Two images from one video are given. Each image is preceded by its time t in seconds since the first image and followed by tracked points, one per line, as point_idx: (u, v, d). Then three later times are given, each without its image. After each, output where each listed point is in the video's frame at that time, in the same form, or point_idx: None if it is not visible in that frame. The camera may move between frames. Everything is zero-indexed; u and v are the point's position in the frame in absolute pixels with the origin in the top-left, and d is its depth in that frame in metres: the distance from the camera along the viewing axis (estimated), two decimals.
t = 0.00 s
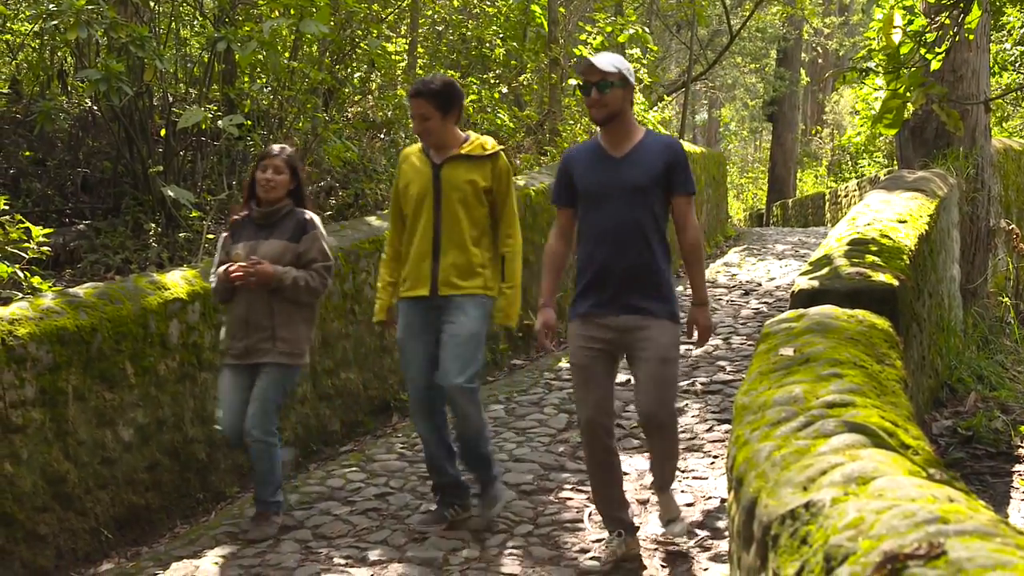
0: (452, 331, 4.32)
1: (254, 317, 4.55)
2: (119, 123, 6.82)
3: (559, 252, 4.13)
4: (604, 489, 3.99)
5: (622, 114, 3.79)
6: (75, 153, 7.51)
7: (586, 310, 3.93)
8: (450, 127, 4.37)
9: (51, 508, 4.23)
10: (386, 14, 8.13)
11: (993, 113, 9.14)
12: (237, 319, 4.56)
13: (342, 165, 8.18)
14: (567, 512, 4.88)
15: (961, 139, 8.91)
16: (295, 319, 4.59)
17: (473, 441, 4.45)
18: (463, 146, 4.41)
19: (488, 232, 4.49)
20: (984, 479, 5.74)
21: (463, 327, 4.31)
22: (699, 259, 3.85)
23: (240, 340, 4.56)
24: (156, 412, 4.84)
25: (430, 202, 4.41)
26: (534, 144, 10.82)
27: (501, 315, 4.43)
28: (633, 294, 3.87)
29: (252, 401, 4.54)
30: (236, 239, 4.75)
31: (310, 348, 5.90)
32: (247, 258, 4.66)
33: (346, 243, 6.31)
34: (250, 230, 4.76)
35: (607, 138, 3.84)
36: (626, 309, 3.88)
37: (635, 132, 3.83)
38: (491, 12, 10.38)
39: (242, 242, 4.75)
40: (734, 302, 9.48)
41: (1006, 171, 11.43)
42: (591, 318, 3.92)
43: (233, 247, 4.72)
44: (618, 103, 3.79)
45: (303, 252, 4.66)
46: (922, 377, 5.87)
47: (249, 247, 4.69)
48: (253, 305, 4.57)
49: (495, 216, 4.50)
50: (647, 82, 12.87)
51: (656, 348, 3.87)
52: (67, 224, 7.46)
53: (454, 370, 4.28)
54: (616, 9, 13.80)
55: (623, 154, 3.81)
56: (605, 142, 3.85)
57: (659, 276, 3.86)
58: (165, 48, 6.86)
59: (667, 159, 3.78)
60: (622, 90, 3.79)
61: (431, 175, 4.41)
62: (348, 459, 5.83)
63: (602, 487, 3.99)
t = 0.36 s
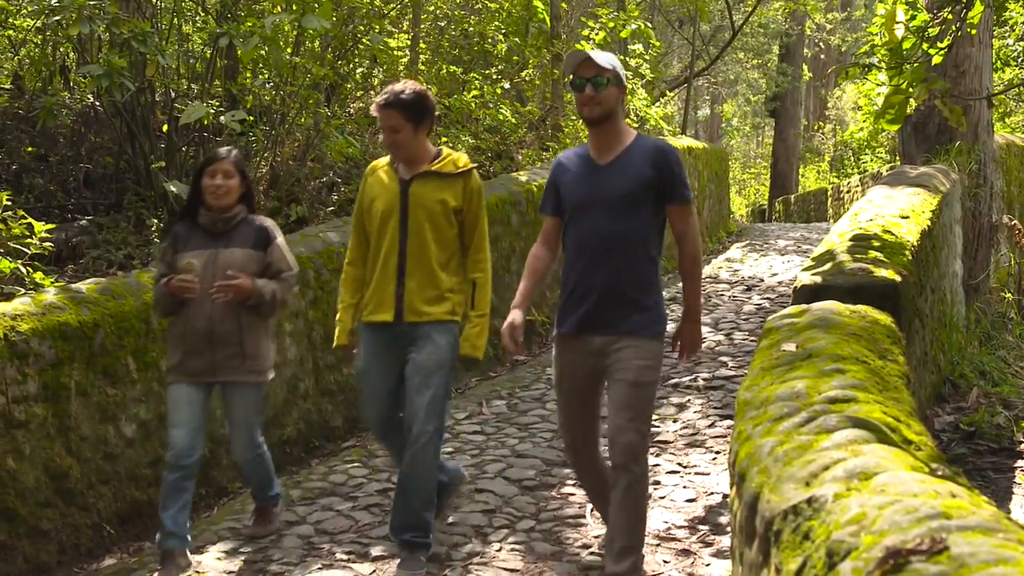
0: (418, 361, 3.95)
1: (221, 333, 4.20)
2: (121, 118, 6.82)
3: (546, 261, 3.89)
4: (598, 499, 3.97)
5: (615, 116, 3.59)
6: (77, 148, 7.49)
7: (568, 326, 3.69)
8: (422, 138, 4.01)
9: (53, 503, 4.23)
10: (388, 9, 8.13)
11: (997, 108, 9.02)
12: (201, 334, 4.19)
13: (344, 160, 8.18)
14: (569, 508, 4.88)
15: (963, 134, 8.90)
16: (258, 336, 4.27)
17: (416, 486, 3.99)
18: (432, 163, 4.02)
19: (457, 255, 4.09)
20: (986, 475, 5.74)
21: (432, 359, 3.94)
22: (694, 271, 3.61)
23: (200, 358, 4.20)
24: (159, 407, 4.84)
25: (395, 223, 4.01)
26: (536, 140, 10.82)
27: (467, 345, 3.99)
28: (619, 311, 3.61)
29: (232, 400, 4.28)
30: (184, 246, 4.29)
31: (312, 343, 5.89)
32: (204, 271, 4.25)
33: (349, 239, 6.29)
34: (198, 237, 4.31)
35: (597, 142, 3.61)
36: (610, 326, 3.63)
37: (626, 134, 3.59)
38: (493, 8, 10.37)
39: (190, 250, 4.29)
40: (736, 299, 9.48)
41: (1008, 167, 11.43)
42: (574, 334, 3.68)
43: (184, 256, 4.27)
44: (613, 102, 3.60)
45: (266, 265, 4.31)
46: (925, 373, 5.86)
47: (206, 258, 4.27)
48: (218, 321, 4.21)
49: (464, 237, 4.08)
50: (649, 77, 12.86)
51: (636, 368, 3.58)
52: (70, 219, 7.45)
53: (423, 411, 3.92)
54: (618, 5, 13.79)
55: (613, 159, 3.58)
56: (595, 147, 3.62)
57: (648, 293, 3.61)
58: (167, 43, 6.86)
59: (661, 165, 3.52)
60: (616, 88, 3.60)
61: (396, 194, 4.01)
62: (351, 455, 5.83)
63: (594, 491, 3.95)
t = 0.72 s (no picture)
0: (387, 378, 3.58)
1: (167, 343, 3.77)
2: (122, 115, 6.82)
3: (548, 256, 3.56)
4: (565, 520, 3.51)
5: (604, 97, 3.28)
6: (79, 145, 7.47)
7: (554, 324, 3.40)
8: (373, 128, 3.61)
9: (55, 499, 4.23)
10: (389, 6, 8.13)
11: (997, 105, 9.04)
12: (147, 344, 3.77)
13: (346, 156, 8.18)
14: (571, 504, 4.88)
15: (966, 131, 8.89)
16: (210, 347, 3.84)
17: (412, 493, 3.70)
18: (384, 153, 3.61)
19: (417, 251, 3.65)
20: (987, 471, 5.74)
21: (404, 374, 3.58)
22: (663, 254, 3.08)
23: (148, 369, 3.77)
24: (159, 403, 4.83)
25: (347, 220, 3.57)
26: (538, 136, 10.82)
27: (426, 342, 3.53)
28: (603, 305, 3.30)
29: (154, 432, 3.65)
30: (131, 252, 3.91)
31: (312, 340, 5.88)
32: (154, 277, 3.85)
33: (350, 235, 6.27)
34: (146, 242, 3.93)
35: (581, 125, 3.30)
36: (599, 323, 3.32)
37: (614, 118, 3.28)
38: (495, 4, 10.37)
39: (137, 257, 3.91)
40: (738, 295, 9.48)
41: (1011, 162, 11.43)
42: (559, 333, 3.39)
43: (130, 262, 3.89)
44: (599, 83, 3.28)
45: (220, 270, 3.91)
46: (927, 369, 5.86)
47: (154, 264, 3.87)
48: (165, 329, 3.79)
49: (424, 230, 3.64)
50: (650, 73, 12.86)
51: (626, 370, 3.33)
52: (71, 216, 7.45)
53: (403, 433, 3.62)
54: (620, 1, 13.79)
55: (595, 143, 3.27)
56: (580, 130, 3.31)
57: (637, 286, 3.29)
58: (168, 39, 6.85)
59: (645, 147, 3.19)
60: (603, 66, 3.29)
61: (346, 189, 3.58)
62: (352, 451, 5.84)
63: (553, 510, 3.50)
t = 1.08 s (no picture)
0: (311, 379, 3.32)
1: (117, 361, 3.37)
2: (123, 112, 6.82)
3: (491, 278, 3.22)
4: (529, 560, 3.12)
5: (564, 111, 2.98)
6: (79, 142, 7.46)
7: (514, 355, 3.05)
8: (309, 127, 3.40)
9: (56, 497, 4.23)
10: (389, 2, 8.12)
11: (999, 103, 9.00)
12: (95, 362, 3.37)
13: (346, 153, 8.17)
14: (573, 501, 4.88)
15: (967, 128, 8.89)
16: (166, 367, 3.42)
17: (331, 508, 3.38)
18: (323, 154, 3.41)
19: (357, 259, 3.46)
20: (988, 468, 5.75)
21: (332, 373, 3.31)
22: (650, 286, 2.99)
23: (95, 391, 3.36)
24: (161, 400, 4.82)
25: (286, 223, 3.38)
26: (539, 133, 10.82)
27: (371, 362, 3.36)
28: (573, 334, 2.99)
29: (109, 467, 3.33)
30: (83, 262, 3.49)
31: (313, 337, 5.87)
32: (105, 290, 3.43)
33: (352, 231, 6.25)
34: (99, 252, 3.49)
35: (538, 138, 2.96)
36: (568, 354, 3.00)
37: (575, 132, 2.97)
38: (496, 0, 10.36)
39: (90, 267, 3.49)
40: (739, 292, 9.48)
41: (1012, 159, 11.43)
42: (520, 366, 3.04)
43: (81, 273, 3.47)
44: (559, 93, 2.98)
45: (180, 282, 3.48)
46: (927, 366, 5.86)
47: (105, 275, 3.45)
48: (116, 346, 3.38)
49: (365, 236, 3.46)
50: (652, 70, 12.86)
51: (601, 398, 3.02)
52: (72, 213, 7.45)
53: (324, 424, 3.26)
54: None
55: (561, 157, 2.93)
56: (535, 143, 2.98)
57: (608, 311, 2.99)
58: (168, 36, 6.85)
59: (615, 165, 2.92)
60: (563, 77, 2.99)
61: (283, 191, 3.39)
62: (353, 448, 5.84)
63: (528, 562, 3.11)
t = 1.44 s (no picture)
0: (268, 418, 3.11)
1: (82, 380, 3.32)
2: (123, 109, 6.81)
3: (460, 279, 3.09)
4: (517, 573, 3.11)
5: (540, 99, 2.86)
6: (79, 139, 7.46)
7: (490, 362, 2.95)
8: (273, 137, 3.20)
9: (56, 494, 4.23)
10: None
11: (998, 100, 9.02)
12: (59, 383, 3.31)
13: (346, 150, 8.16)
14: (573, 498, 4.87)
15: (967, 126, 8.89)
16: (129, 379, 3.40)
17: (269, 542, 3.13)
18: (288, 168, 3.18)
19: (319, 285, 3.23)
20: (989, 466, 5.75)
21: (288, 413, 3.11)
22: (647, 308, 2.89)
23: (58, 412, 3.30)
24: (161, 397, 4.81)
25: (243, 242, 3.16)
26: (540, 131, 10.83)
27: (332, 402, 3.14)
28: (548, 339, 2.87)
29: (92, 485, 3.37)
30: (29, 275, 3.34)
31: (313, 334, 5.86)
32: (59, 305, 3.33)
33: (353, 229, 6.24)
34: (44, 262, 3.35)
35: (522, 130, 2.87)
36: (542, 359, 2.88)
37: (561, 122, 2.87)
38: None
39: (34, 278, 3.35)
40: (739, 290, 9.48)
41: (1013, 157, 11.42)
42: (496, 374, 2.94)
43: (28, 287, 3.33)
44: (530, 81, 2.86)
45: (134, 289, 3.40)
46: (928, 363, 5.86)
47: (57, 288, 3.33)
48: (79, 363, 3.33)
49: (329, 262, 3.22)
50: (652, 68, 12.86)
51: (568, 422, 2.85)
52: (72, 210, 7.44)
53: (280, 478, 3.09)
54: None
55: (543, 151, 2.84)
56: (518, 135, 2.88)
57: (590, 320, 2.87)
58: (169, 34, 6.84)
59: (602, 160, 2.80)
60: (538, 62, 2.87)
61: (242, 209, 3.16)
62: (353, 445, 5.84)
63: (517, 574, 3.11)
